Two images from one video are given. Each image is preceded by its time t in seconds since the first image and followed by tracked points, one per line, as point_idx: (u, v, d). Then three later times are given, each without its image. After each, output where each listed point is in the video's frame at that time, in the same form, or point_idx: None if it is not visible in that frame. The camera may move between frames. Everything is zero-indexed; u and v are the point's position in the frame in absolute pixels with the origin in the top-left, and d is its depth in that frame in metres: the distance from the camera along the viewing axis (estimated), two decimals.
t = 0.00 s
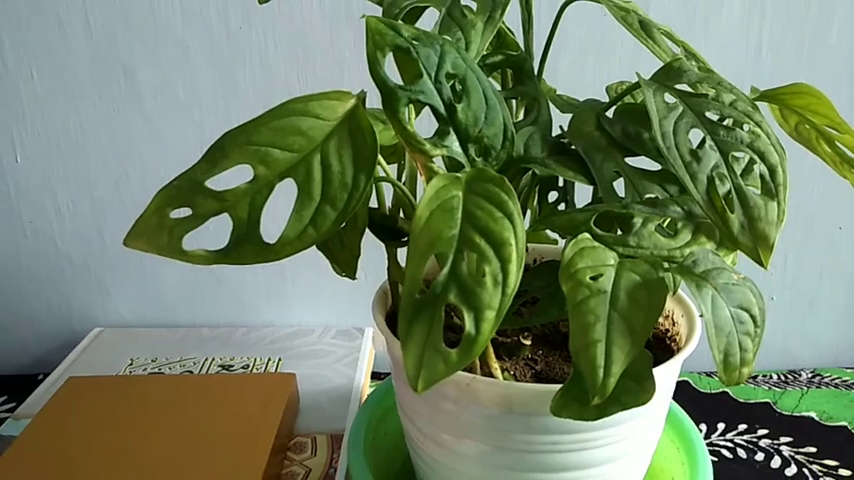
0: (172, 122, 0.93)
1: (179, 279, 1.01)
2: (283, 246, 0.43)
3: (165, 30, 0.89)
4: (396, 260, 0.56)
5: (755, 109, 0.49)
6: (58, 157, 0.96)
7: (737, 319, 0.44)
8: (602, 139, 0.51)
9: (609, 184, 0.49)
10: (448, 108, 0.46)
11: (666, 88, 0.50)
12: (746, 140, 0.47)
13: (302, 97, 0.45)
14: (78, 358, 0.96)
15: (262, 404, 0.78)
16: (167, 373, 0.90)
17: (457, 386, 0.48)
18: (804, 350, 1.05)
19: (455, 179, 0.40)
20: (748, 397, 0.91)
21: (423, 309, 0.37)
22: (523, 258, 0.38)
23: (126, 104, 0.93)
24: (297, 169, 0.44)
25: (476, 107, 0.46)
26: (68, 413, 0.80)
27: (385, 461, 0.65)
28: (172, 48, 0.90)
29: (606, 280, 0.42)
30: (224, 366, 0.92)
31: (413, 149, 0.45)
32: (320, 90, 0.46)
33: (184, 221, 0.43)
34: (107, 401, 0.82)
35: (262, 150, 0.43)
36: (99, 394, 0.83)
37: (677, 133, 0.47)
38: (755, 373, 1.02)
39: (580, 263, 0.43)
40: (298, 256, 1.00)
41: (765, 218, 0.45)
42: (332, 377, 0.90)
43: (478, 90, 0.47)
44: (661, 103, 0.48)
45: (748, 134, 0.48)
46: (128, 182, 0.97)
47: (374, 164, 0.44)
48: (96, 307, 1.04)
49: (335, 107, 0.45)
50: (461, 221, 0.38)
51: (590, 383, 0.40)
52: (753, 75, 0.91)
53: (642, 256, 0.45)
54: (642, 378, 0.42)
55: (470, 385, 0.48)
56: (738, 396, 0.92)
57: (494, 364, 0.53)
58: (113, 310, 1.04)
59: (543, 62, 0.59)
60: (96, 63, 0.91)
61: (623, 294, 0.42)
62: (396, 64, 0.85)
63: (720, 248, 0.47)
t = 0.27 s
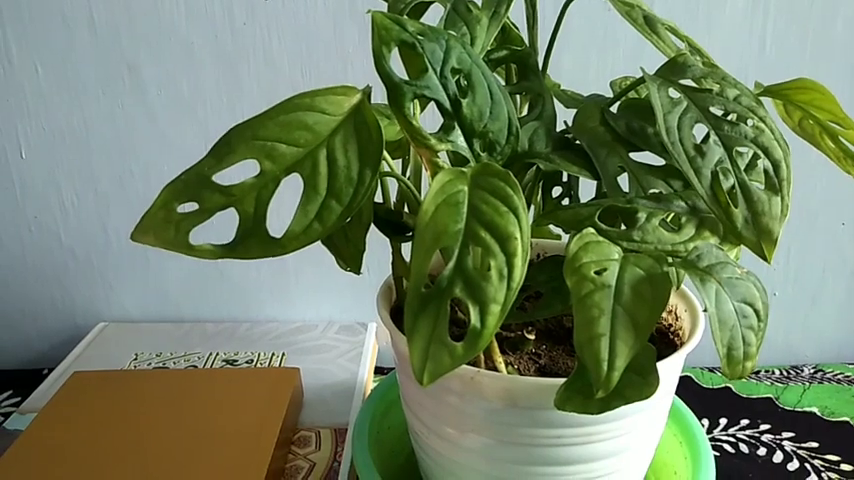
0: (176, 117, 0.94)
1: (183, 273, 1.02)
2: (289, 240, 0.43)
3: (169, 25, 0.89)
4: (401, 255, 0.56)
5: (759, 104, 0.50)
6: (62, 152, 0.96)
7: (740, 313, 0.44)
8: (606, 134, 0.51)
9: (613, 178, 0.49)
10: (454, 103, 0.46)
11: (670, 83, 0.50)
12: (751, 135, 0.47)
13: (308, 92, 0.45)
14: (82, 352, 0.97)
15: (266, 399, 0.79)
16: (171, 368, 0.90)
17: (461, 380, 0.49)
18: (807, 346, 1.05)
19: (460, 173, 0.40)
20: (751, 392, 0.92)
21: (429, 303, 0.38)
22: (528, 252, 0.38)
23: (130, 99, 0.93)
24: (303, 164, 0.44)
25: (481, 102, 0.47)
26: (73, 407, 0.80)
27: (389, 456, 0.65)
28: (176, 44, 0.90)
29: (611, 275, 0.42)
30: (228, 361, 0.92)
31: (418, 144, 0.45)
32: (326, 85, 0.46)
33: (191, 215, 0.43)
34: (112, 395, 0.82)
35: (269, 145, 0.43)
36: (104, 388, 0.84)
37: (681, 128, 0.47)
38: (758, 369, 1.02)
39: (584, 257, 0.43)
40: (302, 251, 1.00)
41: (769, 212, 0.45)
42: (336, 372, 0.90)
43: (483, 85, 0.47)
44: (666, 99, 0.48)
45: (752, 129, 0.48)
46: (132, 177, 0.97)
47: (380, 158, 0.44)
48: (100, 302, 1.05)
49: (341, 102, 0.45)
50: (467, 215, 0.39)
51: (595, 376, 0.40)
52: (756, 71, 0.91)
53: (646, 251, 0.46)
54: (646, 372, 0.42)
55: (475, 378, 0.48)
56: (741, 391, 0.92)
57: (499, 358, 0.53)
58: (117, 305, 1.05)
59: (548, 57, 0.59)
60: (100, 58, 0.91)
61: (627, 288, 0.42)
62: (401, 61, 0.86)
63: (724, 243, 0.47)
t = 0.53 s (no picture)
0: (177, 123, 0.94)
1: (183, 279, 1.02)
2: (289, 247, 0.43)
3: (170, 32, 0.90)
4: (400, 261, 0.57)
5: (755, 111, 0.50)
6: (63, 159, 0.96)
7: (736, 319, 0.45)
8: (604, 141, 0.51)
9: (611, 185, 0.50)
10: (452, 110, 0.46)
11: (667, 90, 0.50)
12: (746, 142, 0.48)
13: (308, 100, 0.46)
14: (83, 358, 0.97)
15: (267, 404, 0.79)
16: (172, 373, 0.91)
17: (460, 386, 0.49)
18: (805, 350, 1.05)
19: (459, 181, 0.41)
20: (749, 397, 0.92)
21: (428, 309, 0.38)
22: (526, 259, 0.39)
23: (132, 106, 0.94)
24: (303, 172, 0.44)
25: (479, 110, 0.47)
26: (75, 413, 0.80)
27: (388, 461, 0.65)
28: (178, 51, 0.91)
29: (608, 281, 0.43)
30: (228, 366, 0.93)
31: (417, 151, 0.46)
32: (326, 94, 0.46)
33: (192, 222, 0.44)
34: (114, 401, 0.82)
35: (269, 153, 0.44)
36: (105, 394, 0.84)
37: (677, 135, 0.47)
38: (756, 373, 1.02)
39: (582, 264, 0.43)
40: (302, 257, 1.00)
41: (765, 219, 0.46)
42: (336, 377, 0.91)
43: (482, 93, 0.47)
44: (662, 106, 0.49)
45: (749, 136, 0.48)
46: (133, 183, 0.97)
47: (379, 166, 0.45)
48: (101, 308, 1.05)
49: (341, 110, 0.46)
50: (465, 222, 0.39)
51: (592, 382, 0.40)
52: (753, 77, 0.92)
53: (644, 257, 0.46)
54: (643, 378, 0.42)
55: (474, 383, 0.49)
56: (739, 396, 0.92)
57: (497, 363, 0.53)
58: (118, 310, 1.05)
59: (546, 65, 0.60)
60: (102, 65, 0.92)
61: (624, 294, 0.42)
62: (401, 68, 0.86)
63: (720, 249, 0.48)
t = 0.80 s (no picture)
0: (183, 125, 0.95)
1: (189, 279, 1.03)
2: (297, 247, 0.44)
3: (177, 34, 0.90)
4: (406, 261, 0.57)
5: (759, 112, 0.50)
6: (71, 160, 0.97)
7: (741, 318, 0.45)
8: (608, 142, 0.52)
9: (616, 185, 0.50)
10: (458, 112, 0.47)
11: (671, 91, 0.51)
12: (751, 143, 0.48)
13: (316, 102, 0.46)
14: (91, 357, 0.98)
15: (274, 403, 0.80)
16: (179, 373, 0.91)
17: (466, 385, 0.49)
18: (810, 350, 1.05)
19: (465, 182, 0.41)
20: (754, 397, 0.92)
21: (435, 309, 0.38)
22: (531, 259, 0.39)
23: (139, 107, 0.94)
24: (310, 173, 0.45)
25: (485, 111, 0.47)
26: (83, 412, 0.81)
27: (394, 460, 0.65)
28: (184, 52, 0.91)
29: (613, 281, 0.43)
30: (235, 366, 0.93)
31: (423, 153, 0.46)
32: (333, 96, 0.47)
33: (201, 223, 0.44)
34: (121, 400, 0.83)
35: (277, 154, 0.44)
36: (113, 393, 0.84)
37: (682, 136, 0.47)
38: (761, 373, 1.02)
39: (588, 263, 0.44)
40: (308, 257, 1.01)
41: (769, 219, 0.46)
42: (342, 377, 0.91)
43: (487, 95, 0.47)
44: (667, 107, 0.49)
45: (753, 137, 0.48)
46: (140, 184, 0.98)
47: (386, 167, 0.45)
48: (108, 308, 1.05)
49: (347, 112, 0.46)
50: (471, 223, 0.39)
51: (597, 381, 0.40)
52: (758, 78, 0.92)
53: (648, 257, 0.46)
54: (648, 377, 0.43)
55: (480, 383, 0.49)
56: (744, 396, 0.92)
57: (503, 363, 0.53)
58: (125, 311, 1.06)
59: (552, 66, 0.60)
60: (109, 67, 0.92)
61: (629, 294, 0.42)
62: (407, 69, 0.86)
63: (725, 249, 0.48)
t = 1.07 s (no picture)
0: (190, 128, 0.95)
1: (195, 282, 1.03)
2: (306, 250, 0.44)
3: (184, 38, 0.91)
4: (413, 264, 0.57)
5: (766, 117, 0.50)
6: (78, 163, 0.97)
7: (748, 323, 0.45)
8: (615, 146, 0.52)
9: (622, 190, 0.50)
10: (466, 116, 0.47)
11: (678, 96, 0.51)
12: (757, 148, 0.48)
13: (325, 106, 0.46)
14: (96, 360, 0.98)
15: (279, 406, 0.80)
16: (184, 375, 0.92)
17: (473, 388, 0.50)
18: (815, 356, 1.05)
19: (473, 185, 0.41)
20: (759, 402, 0.92)
21: (443, 312, 0.39)
22: (539, 262, 0.39)
23: (146, 111, 0.94)
24: (319, 177, 0.45)
25: (493, 116, 0.47)
26: (89, 414, 0.81)
27: (399, 464, 0.66)
28: (191, 56, 0.92)
29: (621, 285, 0.43)
30: (240, 369, 0.93)
31: (431, 157, 0.46)
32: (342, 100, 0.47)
33: (210, 226, 0.44)
34: (127, 403, 0.83)
35: (286, 158, 0.44)
36: (119, 396, 0.85)
37: (688, 140, 0.48)
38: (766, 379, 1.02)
39: (595, 267, 0.44)
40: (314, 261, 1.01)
41: (776, 224, 0.46)
42: (346, 380, 0.91)
43: (495, 99, 0.48)
44: (673, 112, 0.49)
45: (759, 142, 0.49)
46: (147, 187, 0.98)
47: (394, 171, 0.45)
48: (114, 310, 1.06)
49: (356, 116, 0.46)
50: (480, 227, 0.40)
51: (605, 385, 0.41)
52: (763, 83, 0.92)
53: (655, 262, 0.46)
54: (656, 381, 0.43)
55: (486, 386, 0.49)
56: (749, 401, 0.92)
57: (509, 366, 0.54)
58: (130, 313, 1.06)
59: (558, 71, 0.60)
60: (116, 70, 0.93)
61: (637, 298, 0.43)
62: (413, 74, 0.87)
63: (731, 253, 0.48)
